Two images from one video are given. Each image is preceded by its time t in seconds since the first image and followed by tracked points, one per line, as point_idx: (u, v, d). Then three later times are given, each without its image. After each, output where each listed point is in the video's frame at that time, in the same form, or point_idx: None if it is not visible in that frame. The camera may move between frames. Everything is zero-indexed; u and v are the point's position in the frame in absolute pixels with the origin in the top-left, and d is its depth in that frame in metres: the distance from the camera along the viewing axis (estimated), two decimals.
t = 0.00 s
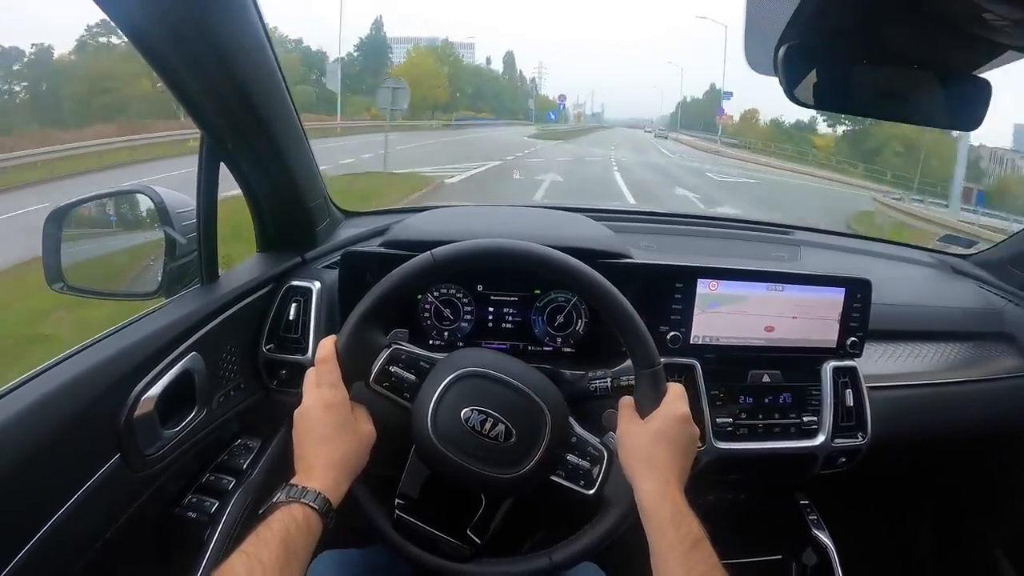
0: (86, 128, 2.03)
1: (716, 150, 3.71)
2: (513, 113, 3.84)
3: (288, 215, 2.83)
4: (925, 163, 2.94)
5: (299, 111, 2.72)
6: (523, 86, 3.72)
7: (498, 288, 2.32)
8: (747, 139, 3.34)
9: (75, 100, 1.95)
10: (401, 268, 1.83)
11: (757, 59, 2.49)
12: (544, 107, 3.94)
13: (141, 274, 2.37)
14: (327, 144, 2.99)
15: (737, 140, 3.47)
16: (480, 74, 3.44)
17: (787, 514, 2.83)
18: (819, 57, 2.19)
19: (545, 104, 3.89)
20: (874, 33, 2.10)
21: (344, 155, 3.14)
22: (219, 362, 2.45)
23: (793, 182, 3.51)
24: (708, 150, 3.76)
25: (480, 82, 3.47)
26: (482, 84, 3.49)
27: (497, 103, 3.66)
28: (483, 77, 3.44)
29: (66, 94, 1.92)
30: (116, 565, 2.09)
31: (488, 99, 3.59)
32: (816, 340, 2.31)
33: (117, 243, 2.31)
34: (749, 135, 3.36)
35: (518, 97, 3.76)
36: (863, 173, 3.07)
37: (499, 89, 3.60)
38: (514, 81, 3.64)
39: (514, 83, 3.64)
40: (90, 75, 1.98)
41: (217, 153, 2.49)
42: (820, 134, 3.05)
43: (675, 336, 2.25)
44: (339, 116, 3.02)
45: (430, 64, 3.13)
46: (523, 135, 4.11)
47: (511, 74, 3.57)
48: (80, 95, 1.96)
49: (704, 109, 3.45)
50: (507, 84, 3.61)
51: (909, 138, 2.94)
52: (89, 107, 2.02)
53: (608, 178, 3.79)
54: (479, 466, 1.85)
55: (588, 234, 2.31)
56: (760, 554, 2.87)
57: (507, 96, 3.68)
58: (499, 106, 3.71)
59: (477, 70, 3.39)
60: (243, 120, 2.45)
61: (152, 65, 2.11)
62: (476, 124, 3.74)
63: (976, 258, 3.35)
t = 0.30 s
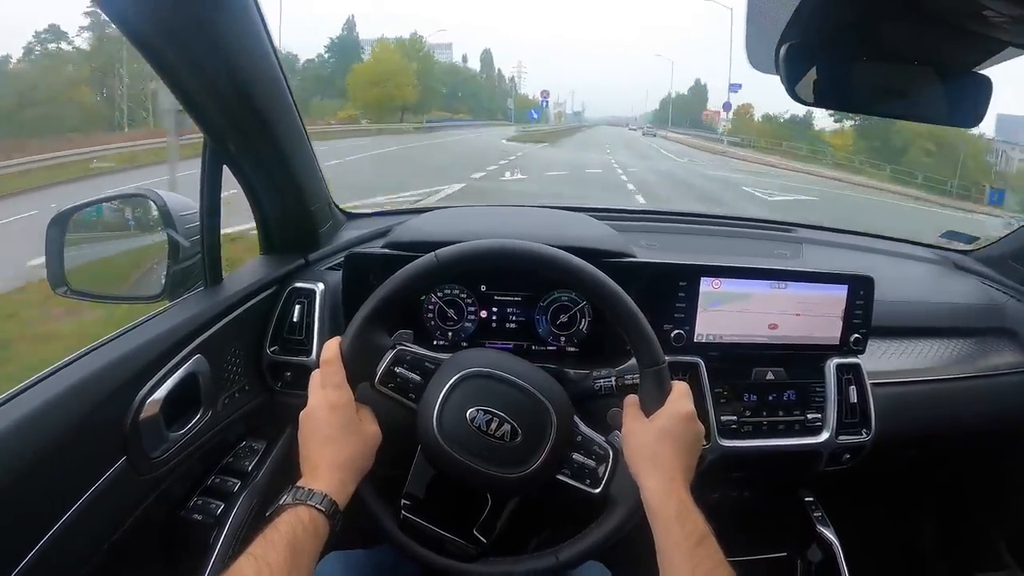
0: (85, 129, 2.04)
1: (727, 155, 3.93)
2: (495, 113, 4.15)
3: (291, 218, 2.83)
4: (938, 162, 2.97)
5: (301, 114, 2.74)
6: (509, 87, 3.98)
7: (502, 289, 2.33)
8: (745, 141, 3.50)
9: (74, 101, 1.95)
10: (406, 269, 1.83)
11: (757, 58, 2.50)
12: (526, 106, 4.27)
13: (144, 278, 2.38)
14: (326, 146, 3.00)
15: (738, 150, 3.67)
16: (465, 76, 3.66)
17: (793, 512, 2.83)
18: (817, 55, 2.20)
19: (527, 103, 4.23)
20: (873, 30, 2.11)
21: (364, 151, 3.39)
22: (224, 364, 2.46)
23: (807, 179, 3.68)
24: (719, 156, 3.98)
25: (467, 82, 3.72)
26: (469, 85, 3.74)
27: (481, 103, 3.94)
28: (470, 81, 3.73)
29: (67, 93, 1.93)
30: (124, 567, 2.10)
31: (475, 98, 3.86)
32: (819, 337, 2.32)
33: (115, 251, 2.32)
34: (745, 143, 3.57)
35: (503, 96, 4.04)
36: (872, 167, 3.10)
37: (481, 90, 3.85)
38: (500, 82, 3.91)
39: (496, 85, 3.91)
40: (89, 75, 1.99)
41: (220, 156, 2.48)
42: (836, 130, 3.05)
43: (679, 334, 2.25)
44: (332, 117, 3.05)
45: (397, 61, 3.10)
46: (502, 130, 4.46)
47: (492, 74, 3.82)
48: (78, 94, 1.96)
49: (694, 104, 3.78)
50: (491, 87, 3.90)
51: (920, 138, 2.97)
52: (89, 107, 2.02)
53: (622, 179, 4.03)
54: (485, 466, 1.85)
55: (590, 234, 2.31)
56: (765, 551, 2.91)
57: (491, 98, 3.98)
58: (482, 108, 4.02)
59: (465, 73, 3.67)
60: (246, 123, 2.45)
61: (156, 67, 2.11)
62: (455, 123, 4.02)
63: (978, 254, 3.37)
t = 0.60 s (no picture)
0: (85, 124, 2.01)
1: (738, 161, 4.03)
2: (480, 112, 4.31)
3: (289, 213, 2.80)
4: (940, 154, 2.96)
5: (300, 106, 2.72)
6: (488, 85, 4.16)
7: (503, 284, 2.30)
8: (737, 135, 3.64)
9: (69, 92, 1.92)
10: (405, 262, 1.79)
11: (761, 51, 2.46)
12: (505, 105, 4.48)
13: (142, 272, 2.35)
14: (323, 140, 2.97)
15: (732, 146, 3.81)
16: (438, 74, 3.74)
17: (795, 511, 2.80)
18: (822, 47, 2.17)
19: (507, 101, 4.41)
20: (881, 22, 2.07)
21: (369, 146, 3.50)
22: (221, 358, 2.43)
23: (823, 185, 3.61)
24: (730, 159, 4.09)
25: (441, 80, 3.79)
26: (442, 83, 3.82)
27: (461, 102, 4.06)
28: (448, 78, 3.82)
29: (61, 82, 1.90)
30: (119, 564, 2.07)
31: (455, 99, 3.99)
32: (823, 334, 2.28)
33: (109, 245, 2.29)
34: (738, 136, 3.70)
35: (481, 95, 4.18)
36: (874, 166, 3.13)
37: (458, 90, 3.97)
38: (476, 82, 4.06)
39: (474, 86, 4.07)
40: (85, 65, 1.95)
41: (218, 151, 2.45)
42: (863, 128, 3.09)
43: (682, 330, 2.21)
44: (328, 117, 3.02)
45: (361, 60, 3.08)
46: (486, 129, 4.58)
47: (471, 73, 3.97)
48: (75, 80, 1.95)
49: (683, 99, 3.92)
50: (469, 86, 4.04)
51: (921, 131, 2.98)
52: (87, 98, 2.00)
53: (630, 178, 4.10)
54: (485, 463, 1.82)
55: (592, 229, 2.28)
56: (766, 549, 2.88)
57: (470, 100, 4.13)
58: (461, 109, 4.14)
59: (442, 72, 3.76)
60: (246, 117, 2.43)
61: (156, 63, 2.10)
62: (432, 124, 4.12)
63: (983, 251, 3.34)
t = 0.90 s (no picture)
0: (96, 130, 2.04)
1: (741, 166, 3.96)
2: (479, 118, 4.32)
3: (293, 219, 2.83)
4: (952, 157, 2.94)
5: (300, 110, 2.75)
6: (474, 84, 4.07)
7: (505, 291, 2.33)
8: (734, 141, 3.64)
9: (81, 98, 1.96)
10: (406, 270, 1.82)
11: (761, 58, 2.48)
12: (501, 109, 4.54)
13: (147, 279, 2.38)
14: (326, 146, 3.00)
15: (728, 153, 3.85)
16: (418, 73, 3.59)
17: (795, 517, 2.81)
18: (823, 55, 2.19)
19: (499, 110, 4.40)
20: (879, 32, 2.09)
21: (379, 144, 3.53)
22: (225, 364, 2.46)
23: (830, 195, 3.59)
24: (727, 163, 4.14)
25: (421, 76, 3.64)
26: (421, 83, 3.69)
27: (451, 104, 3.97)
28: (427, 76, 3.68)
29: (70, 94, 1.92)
30: (124, 566, 2.10)
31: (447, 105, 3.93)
32: (822, 341, 2.30)
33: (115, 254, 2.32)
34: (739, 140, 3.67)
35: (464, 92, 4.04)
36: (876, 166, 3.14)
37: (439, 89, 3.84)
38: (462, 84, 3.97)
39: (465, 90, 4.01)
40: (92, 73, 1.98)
41: (223, 159, 2.50)
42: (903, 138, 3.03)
43: (681, 338, 2.23)
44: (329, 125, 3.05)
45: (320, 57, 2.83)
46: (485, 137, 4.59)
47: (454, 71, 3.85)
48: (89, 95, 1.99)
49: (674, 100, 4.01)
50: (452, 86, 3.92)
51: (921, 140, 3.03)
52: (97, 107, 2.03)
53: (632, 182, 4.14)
54: (485, 469, 1.85)
55: (592, 237, 2.30)
56: (767, 556, 2.89)
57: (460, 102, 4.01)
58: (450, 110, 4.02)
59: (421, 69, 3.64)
60: (245, 119, 2.46)
61: (153, 68, 2.13)
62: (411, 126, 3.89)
63: (984, 258, 3.35)
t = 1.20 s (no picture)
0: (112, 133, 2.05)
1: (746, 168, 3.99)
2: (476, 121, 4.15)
3: (312, 222, 2.83)
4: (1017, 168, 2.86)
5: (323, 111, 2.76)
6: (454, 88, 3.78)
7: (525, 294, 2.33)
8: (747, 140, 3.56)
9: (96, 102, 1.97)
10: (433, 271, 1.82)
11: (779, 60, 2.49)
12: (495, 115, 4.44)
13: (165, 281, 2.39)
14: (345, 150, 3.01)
15: (736, 152, 3.85)
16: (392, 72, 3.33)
17: (813, 519, 2.81)
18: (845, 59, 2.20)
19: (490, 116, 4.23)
20: (899, 32, 2.09)
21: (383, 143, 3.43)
22: (244, 367, 2.47)
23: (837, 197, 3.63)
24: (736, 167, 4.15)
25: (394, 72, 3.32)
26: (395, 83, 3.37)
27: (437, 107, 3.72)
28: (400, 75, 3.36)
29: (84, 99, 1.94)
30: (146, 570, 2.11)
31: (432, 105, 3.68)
32: (842, 342, 2.30)
33: (133, 256, 2.32)
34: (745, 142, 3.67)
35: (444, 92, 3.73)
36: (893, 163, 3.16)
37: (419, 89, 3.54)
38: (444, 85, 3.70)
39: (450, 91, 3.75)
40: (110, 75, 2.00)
41: (244, 161, 2.51)
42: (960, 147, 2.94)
43: (702, 340, 2.23)
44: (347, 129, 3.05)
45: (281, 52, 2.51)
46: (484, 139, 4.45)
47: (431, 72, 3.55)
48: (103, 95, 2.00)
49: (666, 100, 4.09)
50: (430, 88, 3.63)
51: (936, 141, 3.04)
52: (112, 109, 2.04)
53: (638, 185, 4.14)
54: (515, 472, 1.85)
55: (613, 239, 2.30)
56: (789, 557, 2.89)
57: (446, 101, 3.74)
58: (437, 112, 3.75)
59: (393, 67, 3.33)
60: (268, 121, 2.47)
61: (181, 69, 2.13)
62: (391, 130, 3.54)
63: (998, 258, 3.35)
